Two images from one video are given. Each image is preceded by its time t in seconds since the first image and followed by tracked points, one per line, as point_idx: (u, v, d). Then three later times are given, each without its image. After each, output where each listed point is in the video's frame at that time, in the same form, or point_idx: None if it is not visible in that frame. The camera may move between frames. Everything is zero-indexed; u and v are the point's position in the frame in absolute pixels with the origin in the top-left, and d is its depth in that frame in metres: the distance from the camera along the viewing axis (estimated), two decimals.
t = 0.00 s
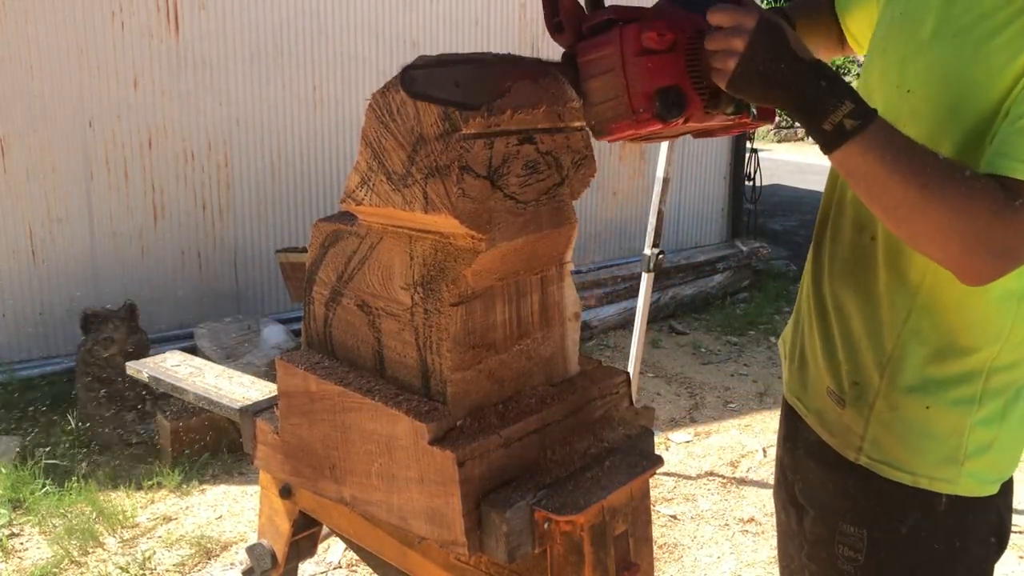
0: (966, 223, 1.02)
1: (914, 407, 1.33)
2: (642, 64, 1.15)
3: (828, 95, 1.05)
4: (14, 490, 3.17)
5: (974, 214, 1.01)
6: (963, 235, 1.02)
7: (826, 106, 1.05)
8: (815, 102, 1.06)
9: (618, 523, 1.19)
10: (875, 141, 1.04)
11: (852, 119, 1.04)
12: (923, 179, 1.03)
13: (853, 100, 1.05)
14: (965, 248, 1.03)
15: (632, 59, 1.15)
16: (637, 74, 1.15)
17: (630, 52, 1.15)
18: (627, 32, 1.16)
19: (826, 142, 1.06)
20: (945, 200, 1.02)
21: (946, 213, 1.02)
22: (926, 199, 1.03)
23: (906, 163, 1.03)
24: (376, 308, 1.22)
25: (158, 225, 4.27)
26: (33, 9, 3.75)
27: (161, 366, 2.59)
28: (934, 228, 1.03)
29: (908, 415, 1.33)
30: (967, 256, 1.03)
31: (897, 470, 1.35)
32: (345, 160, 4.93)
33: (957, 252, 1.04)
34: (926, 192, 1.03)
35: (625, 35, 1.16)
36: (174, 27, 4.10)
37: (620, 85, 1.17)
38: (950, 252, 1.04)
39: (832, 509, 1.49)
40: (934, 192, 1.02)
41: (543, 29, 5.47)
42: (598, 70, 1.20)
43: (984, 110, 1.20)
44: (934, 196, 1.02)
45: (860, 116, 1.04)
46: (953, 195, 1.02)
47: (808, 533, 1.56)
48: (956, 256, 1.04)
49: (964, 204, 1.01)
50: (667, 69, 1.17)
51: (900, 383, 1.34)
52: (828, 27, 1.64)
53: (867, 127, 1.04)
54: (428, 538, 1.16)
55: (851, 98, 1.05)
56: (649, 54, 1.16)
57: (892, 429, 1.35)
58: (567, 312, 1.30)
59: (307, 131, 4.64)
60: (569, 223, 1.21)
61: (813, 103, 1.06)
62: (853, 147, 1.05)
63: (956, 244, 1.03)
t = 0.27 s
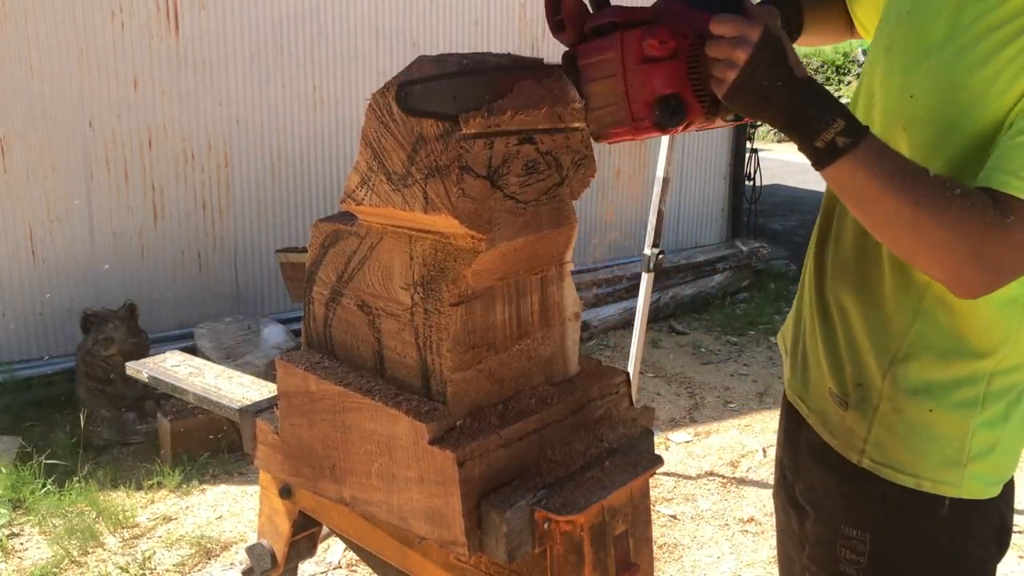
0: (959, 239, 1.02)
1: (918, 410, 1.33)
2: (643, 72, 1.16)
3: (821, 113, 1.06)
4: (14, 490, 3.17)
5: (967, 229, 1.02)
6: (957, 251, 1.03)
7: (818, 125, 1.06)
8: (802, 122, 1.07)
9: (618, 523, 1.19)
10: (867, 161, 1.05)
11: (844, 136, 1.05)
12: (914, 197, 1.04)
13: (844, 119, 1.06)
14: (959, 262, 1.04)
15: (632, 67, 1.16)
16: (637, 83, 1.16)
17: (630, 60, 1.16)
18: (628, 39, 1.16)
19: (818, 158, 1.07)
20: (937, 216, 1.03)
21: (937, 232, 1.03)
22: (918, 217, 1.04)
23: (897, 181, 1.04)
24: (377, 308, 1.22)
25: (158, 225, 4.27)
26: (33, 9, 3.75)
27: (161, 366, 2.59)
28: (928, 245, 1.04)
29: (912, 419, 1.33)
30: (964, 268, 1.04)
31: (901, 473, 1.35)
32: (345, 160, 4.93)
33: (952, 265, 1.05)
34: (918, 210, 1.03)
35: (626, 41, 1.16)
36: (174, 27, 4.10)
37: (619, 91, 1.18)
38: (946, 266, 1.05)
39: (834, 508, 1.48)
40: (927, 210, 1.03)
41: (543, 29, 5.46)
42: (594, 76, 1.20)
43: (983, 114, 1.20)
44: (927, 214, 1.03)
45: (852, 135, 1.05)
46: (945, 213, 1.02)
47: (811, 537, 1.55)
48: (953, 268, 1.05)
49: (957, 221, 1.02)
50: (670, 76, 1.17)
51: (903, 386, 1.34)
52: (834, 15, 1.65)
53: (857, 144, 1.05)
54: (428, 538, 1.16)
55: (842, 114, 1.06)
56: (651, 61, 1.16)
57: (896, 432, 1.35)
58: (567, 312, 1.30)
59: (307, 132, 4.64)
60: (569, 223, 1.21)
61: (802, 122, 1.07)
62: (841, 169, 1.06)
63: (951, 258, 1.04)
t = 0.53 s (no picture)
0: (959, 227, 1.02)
1: (937, 413, 1.32)
2: (701, 38, 1.23)
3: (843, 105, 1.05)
4: (14, 490, 3.17)
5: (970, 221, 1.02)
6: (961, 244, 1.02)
7: (839, 117, 1.05)
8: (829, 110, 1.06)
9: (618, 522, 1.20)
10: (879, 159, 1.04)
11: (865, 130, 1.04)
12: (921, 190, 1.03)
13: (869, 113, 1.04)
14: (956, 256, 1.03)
15: (689, 32, 1.24)
16: (692, 51, 1.24)
17: (689, 24, 1.24)
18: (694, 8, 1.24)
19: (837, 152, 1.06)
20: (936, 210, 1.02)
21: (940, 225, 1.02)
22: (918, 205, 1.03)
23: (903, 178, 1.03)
24: (376, 308, 1.22)
25: (158, 225, 4.27)
26: (33, 9, 3.75)
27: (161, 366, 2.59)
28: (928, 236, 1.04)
29: (931, 420, 1.33)
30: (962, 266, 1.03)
31: (919, 473, 1.35)
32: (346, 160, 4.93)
33: (956, 267, 1.04)
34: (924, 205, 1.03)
35: (687, 11, 1.24)
36: (174, 27, 4.10)
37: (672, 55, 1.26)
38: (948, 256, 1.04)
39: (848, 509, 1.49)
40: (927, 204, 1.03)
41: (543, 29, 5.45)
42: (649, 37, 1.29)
43: (995, 112, 1.20)
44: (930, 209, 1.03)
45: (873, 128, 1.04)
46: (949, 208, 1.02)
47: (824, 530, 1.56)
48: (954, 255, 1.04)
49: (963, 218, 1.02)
50: (723, 46, 1.24)
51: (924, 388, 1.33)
52: (880, 64, 1.61)
53: (878, 139, 1.04)
54: (428, 538, 1.16)
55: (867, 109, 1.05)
56: (711, 28, 1.23)
57: (915, 433, 1.35)
58: (567, 312, 1.30)
59: (307, 132, 4.64)
60: (569, 223, 1.21)
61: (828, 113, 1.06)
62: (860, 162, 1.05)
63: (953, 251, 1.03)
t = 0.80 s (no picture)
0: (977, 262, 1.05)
1: (922, 429, 1.33)
2: (708, 109, 1.08)
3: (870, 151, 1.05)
4: (14, 490, 3.17)
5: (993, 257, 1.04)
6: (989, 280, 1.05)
7: (865, 166, 1.05)
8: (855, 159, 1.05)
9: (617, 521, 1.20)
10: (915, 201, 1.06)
11: (894, 175, 1.05)
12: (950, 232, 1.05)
13: (895, 159, 1.05)
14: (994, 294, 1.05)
15: (694, 104, 1.08)
16: (702, 117, 1.08)
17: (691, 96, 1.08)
18: (693, 74, 1.08)
19: (865, 199, 1.08)
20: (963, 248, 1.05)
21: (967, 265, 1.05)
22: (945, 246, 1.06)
23: (940, 217, 1.06)
24: (376, 308, 1.22)
25: (158, 225, 4.27)
26: (33, 8, 3.74)
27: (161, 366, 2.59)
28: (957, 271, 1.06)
29: (919, 435, 1.33)
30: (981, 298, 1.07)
31: (908, 487, 1.35)
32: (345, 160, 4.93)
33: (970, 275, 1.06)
34: (951, 247, 1.05)
35: (688, 76, 1.08)
36: (174, 26, 4.10)
37: (678, 129, 1.09)
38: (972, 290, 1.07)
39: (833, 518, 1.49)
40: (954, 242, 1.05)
41: (543, 28, 5.44)
42: (650, 111, 1.11)
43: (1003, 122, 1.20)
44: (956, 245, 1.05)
45: (901, 173, 1.05)
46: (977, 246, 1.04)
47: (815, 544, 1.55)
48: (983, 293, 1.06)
49: (988, 256, 1.04)
50: (730, 113, 1.09)
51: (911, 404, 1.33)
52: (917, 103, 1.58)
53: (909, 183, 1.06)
54: (427, 538, 1.16)
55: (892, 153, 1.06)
56: (713, 95, 1.08)
57: (903, 449, 1.35)
58: (567, 311, 1.30)
59: (307, 131, 4.64)
60: (568, 222, 1.21)
61: (854, 162, 1.06)
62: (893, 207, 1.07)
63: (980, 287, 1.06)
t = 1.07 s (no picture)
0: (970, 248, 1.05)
1: (916, 419, 1.33)
2: (709, 143, 1.03)
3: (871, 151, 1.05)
4: (14, 490, 3.17)
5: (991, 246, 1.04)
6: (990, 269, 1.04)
7: (867, 165, 1.05)
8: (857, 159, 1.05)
9: (617, 521, 1.20)
10: (916, 197, 1.06)
11: (896, 172, 1.05)
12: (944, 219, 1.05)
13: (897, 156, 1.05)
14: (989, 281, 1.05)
15: (695, 142, 1.03)
16: (704, 155, 1.03)
17: (688, 133, 1.04)
18: (684, 114, 1.05)
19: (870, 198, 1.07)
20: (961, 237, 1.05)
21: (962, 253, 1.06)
22: (939, 235, 1.06)
23: (937, 208, 1.05)
24: (376, 307, 1.22)
25: (158, 225, 4.27)
26: (33, 8, 3.74)
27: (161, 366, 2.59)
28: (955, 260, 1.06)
29: (912, 426, 1.34)
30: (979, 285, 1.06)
31: (903, 480, 1.35)
32: (345, 160, 4.93)
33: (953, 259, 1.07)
34: (951, 234, 1.05)
35: (681, 121, 1.05)
36: (174, 26, 4.10)
37: (686, 171, 1.04)
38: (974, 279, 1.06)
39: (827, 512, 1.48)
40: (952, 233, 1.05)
41: (543, 29, 5.44)
42: (655, 162, 1.07)
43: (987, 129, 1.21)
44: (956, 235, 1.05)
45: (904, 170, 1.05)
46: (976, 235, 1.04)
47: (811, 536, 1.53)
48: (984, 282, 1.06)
49: (988, 243, 1.04)
50: (733, 144, 1.05)
51: (903, 395, 1.34)
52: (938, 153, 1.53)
53: (910, 179, 1.06)
54: (428, 538, 1.16)
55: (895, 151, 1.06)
56: (711, 130, 1.04)
57: (896, 442, 1.35)
58: (567, 311, 1.30)
59: (307, 131, 4.64)
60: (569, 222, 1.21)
61: (855, 162, 1.05)
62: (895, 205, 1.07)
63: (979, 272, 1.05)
